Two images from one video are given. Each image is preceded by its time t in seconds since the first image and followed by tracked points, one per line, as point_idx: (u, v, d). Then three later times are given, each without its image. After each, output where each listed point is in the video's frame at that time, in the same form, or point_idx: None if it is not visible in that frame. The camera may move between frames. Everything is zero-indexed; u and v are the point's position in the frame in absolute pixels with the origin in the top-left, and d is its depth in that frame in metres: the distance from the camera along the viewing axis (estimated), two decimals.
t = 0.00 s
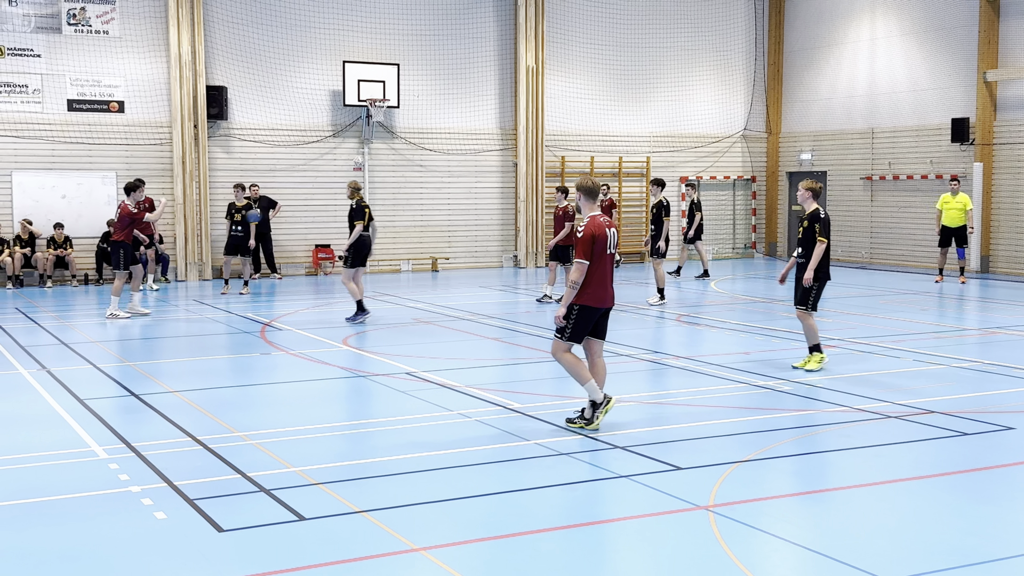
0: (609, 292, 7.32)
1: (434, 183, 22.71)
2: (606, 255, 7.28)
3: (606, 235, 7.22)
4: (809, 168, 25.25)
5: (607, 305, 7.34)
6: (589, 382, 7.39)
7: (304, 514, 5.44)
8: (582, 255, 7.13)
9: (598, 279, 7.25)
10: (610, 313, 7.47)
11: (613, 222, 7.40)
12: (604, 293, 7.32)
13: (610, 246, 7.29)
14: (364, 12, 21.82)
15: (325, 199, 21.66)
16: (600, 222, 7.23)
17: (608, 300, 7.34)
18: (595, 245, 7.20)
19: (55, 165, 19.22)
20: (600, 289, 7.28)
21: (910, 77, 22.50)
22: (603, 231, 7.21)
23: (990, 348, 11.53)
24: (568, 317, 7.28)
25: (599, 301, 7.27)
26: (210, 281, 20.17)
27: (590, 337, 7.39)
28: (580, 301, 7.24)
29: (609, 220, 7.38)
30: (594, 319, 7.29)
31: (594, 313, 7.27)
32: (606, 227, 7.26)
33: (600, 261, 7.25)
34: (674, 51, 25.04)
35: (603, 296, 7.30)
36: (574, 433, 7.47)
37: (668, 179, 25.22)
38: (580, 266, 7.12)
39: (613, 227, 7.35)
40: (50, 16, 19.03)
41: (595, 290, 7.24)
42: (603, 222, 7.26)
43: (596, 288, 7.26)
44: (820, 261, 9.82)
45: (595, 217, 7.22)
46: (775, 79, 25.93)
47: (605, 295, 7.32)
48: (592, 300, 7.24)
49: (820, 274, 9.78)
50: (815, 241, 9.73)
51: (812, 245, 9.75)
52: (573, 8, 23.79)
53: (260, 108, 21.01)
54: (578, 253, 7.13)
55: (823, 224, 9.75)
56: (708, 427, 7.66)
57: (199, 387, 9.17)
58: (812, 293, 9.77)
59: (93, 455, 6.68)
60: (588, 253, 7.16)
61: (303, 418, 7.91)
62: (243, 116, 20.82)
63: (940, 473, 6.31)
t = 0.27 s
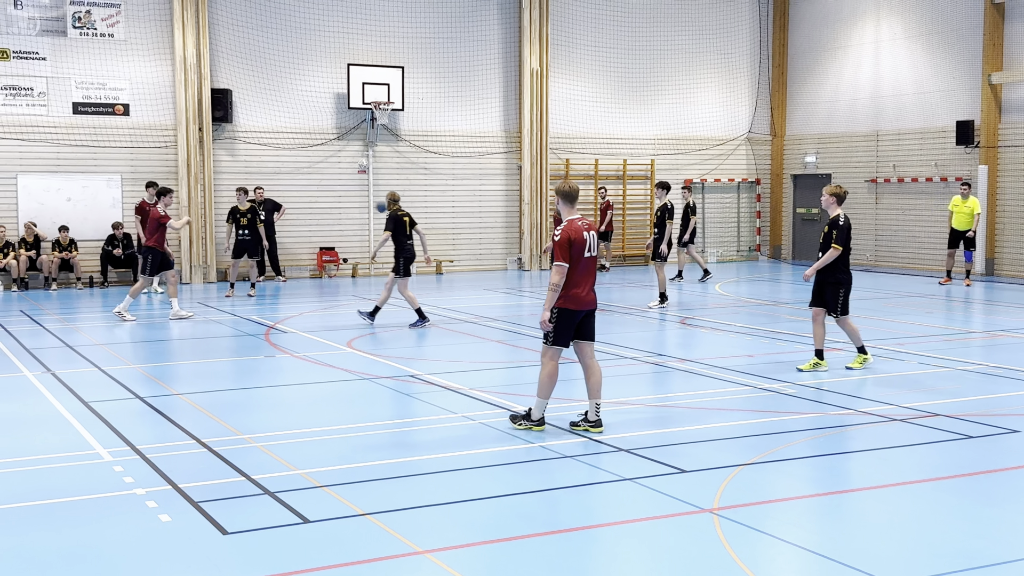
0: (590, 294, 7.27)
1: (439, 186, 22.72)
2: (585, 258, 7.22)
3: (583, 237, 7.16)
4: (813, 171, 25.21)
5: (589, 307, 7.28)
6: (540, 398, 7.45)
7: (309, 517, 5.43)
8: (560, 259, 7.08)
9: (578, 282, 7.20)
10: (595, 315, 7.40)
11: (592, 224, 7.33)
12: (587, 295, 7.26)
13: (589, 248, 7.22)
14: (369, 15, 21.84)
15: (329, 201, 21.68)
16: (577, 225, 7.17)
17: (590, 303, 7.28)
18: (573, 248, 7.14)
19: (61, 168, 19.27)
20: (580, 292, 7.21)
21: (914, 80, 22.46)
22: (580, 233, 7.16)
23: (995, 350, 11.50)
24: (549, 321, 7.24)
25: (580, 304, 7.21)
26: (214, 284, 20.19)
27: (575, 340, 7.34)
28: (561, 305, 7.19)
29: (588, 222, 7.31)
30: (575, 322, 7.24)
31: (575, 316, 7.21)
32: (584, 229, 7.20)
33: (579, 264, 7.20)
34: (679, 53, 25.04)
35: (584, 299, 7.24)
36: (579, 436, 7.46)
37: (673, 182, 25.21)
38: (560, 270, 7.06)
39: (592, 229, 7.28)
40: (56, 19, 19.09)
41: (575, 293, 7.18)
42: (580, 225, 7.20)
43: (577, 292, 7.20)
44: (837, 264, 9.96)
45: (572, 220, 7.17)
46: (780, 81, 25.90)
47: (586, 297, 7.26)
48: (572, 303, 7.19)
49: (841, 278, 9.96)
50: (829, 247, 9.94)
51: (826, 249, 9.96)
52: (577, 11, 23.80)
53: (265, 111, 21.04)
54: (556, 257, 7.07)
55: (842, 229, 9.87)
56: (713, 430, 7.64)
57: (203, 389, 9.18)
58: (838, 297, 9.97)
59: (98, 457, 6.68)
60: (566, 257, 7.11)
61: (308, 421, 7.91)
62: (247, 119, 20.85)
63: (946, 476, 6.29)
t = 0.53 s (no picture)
0: (563, 296, 7.36)
1: (440, 190, 22.74)
2: (554, 260, 7.33)
3: (547, 239, 7.30)
4: (813, 174, 25.21)
5: (562, 308, 7.36)
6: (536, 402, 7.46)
7: (309, 520, 5.43)
8: (523, 263, 7.28)
9: (547, 284, 7.32)
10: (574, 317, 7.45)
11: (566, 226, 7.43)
12: (559, 296, 7.35)
13: (559, 251, 7.33)
14: (369, 19, 21.86)
15: (330, 205, 21.70)
16: (543, 229, 7.34)
17: (564, 305, 7.37)
18: (539, 251, 7.30)
19: (62, 171, 19.28)
20: (550, 293, 7.33)
21: (915, 84, 22.48)
22: (545, 236, 7.31)
23: (997, 354, 11.49)
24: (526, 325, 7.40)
25: (551, 307, 7.32)
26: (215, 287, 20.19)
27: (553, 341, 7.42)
28: (533, 308, 7.34)
29: (562, 224, 7.42)
30: (549, 325, 7.33)
31: (548, 318, 7.31)
32: (552, 232, 7.32)
33: (547, 266, 7.33)
34: (679, 57, 25.06)
35: (555, 300, 7.33)
36: (580, 439, 7.47)
37: (673, 185, 25.22)
38: (522, 274, 7.26)
39: (564, 231, 7.39)
40: (57, 22, 19.11)
41: (544, 296, 7.31)
42: (548, 228, 7.36)
43: (547, 295, 7.33)
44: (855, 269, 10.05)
45: (538, 224, 7.35)
46: (780, 85, 25.90)
47: (559, 299, 7.36)
48: (543, 306, 7.30)
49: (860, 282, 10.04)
50: (846, 255, 9.99)
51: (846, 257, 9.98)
52: (578, 14, 23.82)
53: (266, 114, 21.05)
54: (521, 260, 7.26)
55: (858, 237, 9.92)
56: (714, 433, 7.65)
57: (205, 393, 9.18)
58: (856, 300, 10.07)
59: (99, 461, 6.68)
60: (529, 260, 7.28)
61: (308, 424, 7.91)
62: (248, 122, 20.87)
63: (947, 479, 6.29)
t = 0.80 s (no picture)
0: (539, 298, 7.53)
1: (436, 194, 22.74)
2: (530, 263, 7.55)
3: (521, 243, 7.54)
4: (810, 178, 25.25)
5: (540, 309, 7.52)
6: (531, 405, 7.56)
7: (305, 525, 5.42)
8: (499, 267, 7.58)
9: (523, 287, 7.55)
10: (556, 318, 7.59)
11: (545, 229, 7.63)
12: (536, 297, 7.53)
13: (534, 253, 7.55)
14: (366, 23, 21.88)
15: (327, 209, 21.69)
16: (519, 233, 7.60)
17: (542, 306, 7.54)
18: (514, 255, 7.57)
19: (58, 175, 19.26)
20: (528, 296, 7.53)
21: (911, 88, 22.53)
22: (520, 240, 7.56)
23: (992, 357, 11.51)
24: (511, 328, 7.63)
25: (529, 307, 7.51)
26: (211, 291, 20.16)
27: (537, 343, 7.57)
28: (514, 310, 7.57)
29: (540, 227, 7.63)
30: (529, 326, 7.49)
31: (527, 319, 7.49)
32: (526, 235, 7.56)
33: (523, 269, 7.55)
34: (675, 61, 25.09)
35: (532, 301, 7.52)
36: (577, 443, 7.46)
37: (669, 189, 25.25)
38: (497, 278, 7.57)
39: (541, 234, 7.59)
40: (53, 26, 19.10)
41: (521, 298, 7.53)
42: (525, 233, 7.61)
43: (525, 297, 7.55)
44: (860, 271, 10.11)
45: (515, 229, 7.62)
46: (777, 89, 25.94)
47: (537, 300, 7.54)
48: (521, 307, 7.52)
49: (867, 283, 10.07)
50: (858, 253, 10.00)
51: (857, 260, 9.99)
52: (574, 18, 23.85)
53: (263, 118, 21.05)
54: (495, 265, 7.60)
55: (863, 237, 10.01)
56: (710, 437, 7.65)
57: (201, 397, 9.16)
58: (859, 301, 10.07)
59: (94, 465, 6.66)
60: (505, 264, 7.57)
61: (304, 428, 7.90)
62: (244, 126, 20.86)
63: (944, 483, 6.29)
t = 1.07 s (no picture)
0: (525, 302, 7.55)
1: (428, 198, 22.74)
2: (519, 266, 7.56)
3: (510, 247, 7.56)
4: (800, 182, 25.33)
5: (526, 314, 7.54)
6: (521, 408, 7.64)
7: (297, 530, 5.40)
8: (490, 270, 7.64)
9: (511, 291, 7.57)
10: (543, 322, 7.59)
11: (535, 233, 7.61)
12: (522, 302, 7.55)
13: (522, 257, 7.55)
14: (357, 28, 21.87)
15: (318, 213, 21.66)
16: (509, 237, 7.62)
17: (528, 310, 7.55)
18: (504, 259, 7.60)
19: (48, 180, 19.19)
20: (514, 300, 7.56)
21: (901, 93, 22.63)
22: (509, 244, 7.58)
23: (983, 361, 11.54)
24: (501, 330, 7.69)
25: (516, 311, 7.54)
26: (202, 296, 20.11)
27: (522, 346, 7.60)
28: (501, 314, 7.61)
29: (531, 231, 7.62)
30: (514, 330, 7.53)
31: (511, 323, 7.53)
32: (515, 239, 7.56)
33: (511, 273, 7.57)
34: (666, 66, 25.15)
35: (518, 306, 7.54)
36: (569, 447, 7.45)
37: (661, 193, 25.29)
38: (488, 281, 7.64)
39: (530, 238, 7.58)
40: (43, 30, 19.04)
41: (508, 302, 7.56)
42: (515, 236, 7.62)
43: (512, 300, 7.57)
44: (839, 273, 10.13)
45: (506, 233, 7.64)
46: (767, 93, 26.01)
47: (523, 305, 7.55)
48: (507, 310, 7.55)
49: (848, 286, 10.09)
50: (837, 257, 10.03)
51: (835, 261, 10.06)
52: (566, 23, 23.89)
53: (254, 122, 21.02)
54: (487, 268, 7.64)
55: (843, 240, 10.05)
56: (702, 441, 7.65)
57: (192, 402, 9.13)
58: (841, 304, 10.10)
59: (85, 470, 6.63)
60: (495, 267, 7.62)
61: (295, 433, 7.87)
62: (236, 130, 20.82)
63: (935, 487, 6.30)
